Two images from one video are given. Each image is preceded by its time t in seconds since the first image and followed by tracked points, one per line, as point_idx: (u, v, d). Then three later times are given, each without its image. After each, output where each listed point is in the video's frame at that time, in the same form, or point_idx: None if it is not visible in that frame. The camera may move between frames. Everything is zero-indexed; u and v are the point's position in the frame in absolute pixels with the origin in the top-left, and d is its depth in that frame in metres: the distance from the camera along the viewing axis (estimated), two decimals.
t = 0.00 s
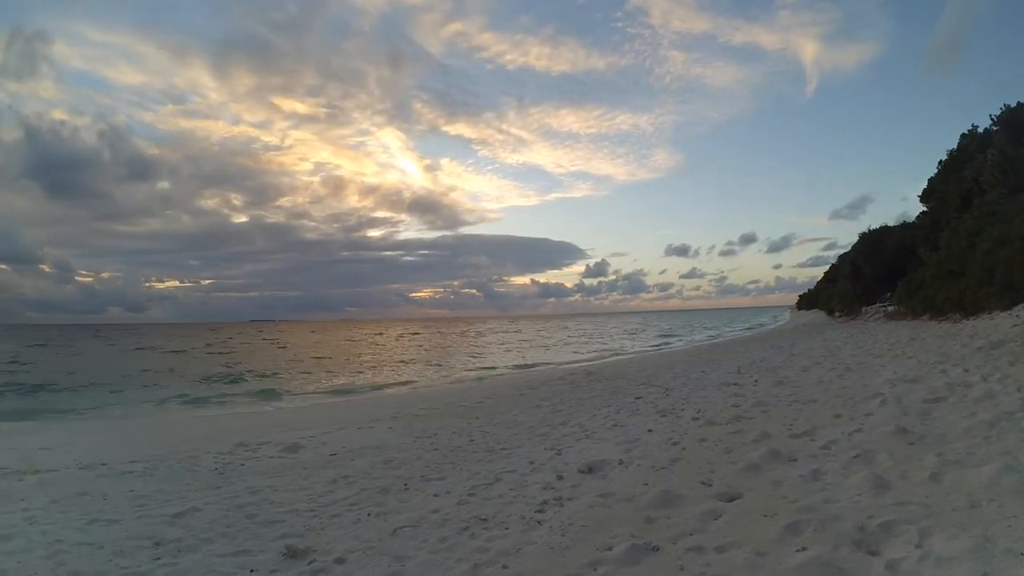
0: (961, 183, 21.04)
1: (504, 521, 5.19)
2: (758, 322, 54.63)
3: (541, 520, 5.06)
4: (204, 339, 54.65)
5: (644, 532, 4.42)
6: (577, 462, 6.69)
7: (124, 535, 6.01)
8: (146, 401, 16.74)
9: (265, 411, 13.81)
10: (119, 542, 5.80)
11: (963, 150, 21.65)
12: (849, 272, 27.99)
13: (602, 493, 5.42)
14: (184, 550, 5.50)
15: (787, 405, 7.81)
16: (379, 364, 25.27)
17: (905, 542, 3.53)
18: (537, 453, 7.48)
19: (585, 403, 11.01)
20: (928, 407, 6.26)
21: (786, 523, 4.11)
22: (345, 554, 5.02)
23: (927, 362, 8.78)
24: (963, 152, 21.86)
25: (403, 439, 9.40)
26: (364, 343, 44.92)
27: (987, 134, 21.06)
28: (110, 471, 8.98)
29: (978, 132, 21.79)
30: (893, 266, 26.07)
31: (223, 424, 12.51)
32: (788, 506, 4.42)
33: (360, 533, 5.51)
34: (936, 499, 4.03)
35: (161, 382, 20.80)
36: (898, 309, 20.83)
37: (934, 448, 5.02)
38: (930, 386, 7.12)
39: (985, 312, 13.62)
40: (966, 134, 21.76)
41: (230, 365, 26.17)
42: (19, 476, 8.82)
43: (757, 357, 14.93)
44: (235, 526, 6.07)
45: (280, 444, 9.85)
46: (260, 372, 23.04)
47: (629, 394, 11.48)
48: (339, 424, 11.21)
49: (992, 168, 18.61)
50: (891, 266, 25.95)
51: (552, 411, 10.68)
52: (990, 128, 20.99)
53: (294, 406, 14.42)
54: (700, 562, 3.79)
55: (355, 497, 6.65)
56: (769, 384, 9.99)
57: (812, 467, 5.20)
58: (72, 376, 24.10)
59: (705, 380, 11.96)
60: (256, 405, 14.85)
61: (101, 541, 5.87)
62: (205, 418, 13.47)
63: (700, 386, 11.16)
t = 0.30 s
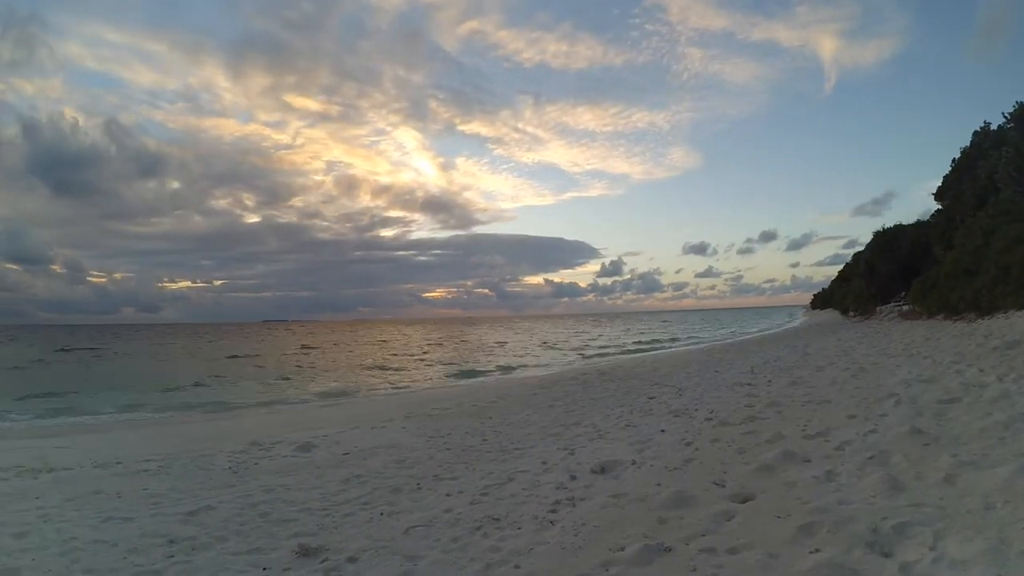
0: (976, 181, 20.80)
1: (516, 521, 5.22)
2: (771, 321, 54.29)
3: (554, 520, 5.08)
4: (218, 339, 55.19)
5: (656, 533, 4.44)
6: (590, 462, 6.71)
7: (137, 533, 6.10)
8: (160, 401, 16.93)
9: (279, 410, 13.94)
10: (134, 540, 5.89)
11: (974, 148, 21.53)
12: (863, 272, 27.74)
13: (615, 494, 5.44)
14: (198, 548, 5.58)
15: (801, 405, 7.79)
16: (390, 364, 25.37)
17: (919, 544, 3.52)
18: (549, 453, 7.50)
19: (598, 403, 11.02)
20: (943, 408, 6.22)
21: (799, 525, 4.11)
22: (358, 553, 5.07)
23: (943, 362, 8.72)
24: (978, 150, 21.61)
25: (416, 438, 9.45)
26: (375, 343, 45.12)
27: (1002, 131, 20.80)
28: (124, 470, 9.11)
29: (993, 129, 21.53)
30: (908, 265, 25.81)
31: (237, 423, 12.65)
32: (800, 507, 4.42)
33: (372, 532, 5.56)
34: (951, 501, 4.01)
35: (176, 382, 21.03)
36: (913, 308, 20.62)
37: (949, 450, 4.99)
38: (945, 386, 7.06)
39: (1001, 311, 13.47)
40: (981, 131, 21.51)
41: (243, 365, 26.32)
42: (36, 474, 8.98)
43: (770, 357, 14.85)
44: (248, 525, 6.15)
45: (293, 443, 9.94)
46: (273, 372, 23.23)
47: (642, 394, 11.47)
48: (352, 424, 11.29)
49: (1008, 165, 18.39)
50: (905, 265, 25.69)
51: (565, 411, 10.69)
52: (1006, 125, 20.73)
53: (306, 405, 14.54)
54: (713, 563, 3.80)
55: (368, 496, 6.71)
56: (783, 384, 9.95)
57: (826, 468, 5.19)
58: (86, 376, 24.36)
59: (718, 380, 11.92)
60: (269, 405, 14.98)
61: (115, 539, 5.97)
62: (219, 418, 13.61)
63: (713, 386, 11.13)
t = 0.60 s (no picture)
0: (989, 178, 20.60)
1: (527, 521, 5.25)
2: (780, 321, 53.92)
3: (564, 520, 5.11)
4: (229, 339, 55.67)
5: (667, 533, 4.46)
6: (600, 462, 6.73)
7: (150, 531, 6.19)
8: (173, 401, 17.11)
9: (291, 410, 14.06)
10: (147, 538, 5.98)
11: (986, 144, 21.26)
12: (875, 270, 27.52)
13: (626, 494, 5.45)
14: (209, 546, 5.66)
15: (812, 405, 7.77)
16: (400, 364, 25.45)
17: (930, 546, 3.51)
18: (560, 453, 7.53)
19: (608, 403, 11.03)
20: (955, 408, 6.18)
21: (810, 526, 4.11)
22: (368, 552, 5.11)
23: (956, 362, 8.66)
24: (990, 147, 21.38)
25: (427, 438, 9.51)
26: (385, 343, 45.26)
27: (1015, 128, 20.58)
28: (137, 469, 9.23)
29: (1006, 126, 21.30)
30: (920, 264, 25.59)
31: (249, 422, 12.77)
32: (812, 508, 4.41)
33: (383, 531, 5.61)
34: (963, 502, 4.00)
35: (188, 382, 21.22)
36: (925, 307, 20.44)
37: (961, 450, 4.97)
38: (958, 386, 7.01)
39: (1014, 310, 13.34)
40: (993, 128, 21.30)
41: (254, 365, 26.52)
42: (49, 473, 9.11)
43: (780, 357, 14.79)
44: (259, 523, 6.22)
45: (304, 443, 10.03)
46: (284, 371, 23.36)
47: (652, 394, 11.47)
48: (363, 423, 11.36)
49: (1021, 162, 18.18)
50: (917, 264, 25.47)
51: (575, 411, 10.71)
52: (1019, 122, 20.51)
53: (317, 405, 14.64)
54: (723, 563, 3.81)
55: (378, 495, 6.77)
56: (795, 384, 9.90)
57: (837, 468, 5.18)
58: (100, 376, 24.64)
59: (729, 381, 11.89)
60: (281, 405, 15.08)
61: (128, 537, 6.06)
62: (231, 417, 13.75)
63: (724, 386, 11.11)
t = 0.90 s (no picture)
0: (1001, 176, 20.42)
1: (538, 521, 5.28)
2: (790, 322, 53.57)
3: (575, 520, 5.14)
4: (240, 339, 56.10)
5: (677, 534, 4.47)
6: (611, 462, 6.75)
7: (161, 530, 6.28)
8: (184, 400, 17.28)
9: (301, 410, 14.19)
10: (158, 537, 6.07)
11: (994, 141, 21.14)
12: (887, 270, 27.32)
13: (637, 495, 5.47)
14: (220, 546, 5.73)
15: (825, 406, 7.76)
16: (410, 364, 25.61)
17: (942, 548, 3.51)
18: (571, 453, 7.55)
19: (619, 403, 11.03)
20: (968, 409, 6.15)
21: (821, 528, 4.11)
22: (379, 552, 5.17)
23: (969, 362, 8.62)
24: (1003, 145, 21.19)
25: (438, 438, 9.56)
26: (394, 343, 45.44)
27: None
28: (148, 468, 9.34)
29: (1018, 124, 21.10)
30: (933, 263, 25.38)
31: (260, 422, 12.90)
32: (823, 510, 4.41)
33: (393, 530, 5.67)
34: (976, 504, 3.98)
35: (200, 381, 21.43)
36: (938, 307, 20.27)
37: (974, 451, 4.94)
38: (972, 387, 6.96)
39: None
40: (1006, 126, 21.11)
41: (266, 365, 26.74)
42: (62, 472, 9.24)
43: (792, 358, 14.73)
44: (270, 523, 6.29)
45: (315, 442, 10.12)
46: (294, 371, 23.53)
47: (663, 394, 11.46)
48: (374, 423, 11.44)
49: None
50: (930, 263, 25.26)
51: (587, 411, 10.74)
52: None
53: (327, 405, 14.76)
54: (735, 565, 3.82)
55: (389, 495, 6.82)
56: (807, 385, 9.86)
57: (850, 469, 5.17)
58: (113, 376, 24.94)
59: (740, 381, 11.86)
60: (292, 404, 15.20)
61: (140, 536, 6.15)
62: (242, 417, 13.87)
63: (735, 387, 11.08)
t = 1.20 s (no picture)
0: (1015, 174, 20.22)
1: (549, 521, 5.31)
2: (801, 322, 53.22)
3: (586, 521, 5.16)
4: (252, 339, 56.60)
5: (689, 534, 4.49)
6: (623, 463, 6.77)
7: (174, 528, 6.37)
8: (197, 400, 17.44)
9: (313, 409, 14.32)
10: (170, 535, 6.16)
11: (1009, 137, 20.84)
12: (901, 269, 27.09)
13: (648, 495, 5.49)
14: (233, 544, 5.81)
15: (837, 406, 7.74)
16: (420, 364, 25.74)
17: (956, 550, 3.50)
18: (582, 453, 7.58)
19: (631, 404, 11.03)
20: (983, 409, 6.11)
21: (834, 529, 4.11)
22: (390, 551, 5.22)
23: (984, 362, 8.56)
24: (1017, 142, 20.97)
25: (450, 438, 9.61)
26: (405, 343, 45.64)
27: None
28: (161, 467, 9.47)
29: None
30: (946, 262, 25.14)
31: (272, 421, 13.05)
32: (836, 511, 4.40)
33: (404, 530, 5.72)
34: (990, 506, 3.96)
35: (213, 381, 21.64)
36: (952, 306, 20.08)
37: (988, 452, 4.91)
38: (987, 387, 6.91)
39: None
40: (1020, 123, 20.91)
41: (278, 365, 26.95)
42: (77, 471, 9.39)
43: (804, 358, 14.66)
44: (282, 521, 6.36)
45: (327, 442, 10.21)
46: (307, 371, 23.67)
47: (675, 394, 11.45)
48: (386, 423, 11.52)
49: None
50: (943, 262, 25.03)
51: (599, 411, 10.77)
52: None
53: (338, 404, 14.89)
54: (747, 566, 3.83)
55: (401, 494, 6.88)
56: (820, 385, 9.82)
57: (863, 471, 5.16)
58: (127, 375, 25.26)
59: (752, 381, 11.83)
60: (304, 404, 15.31)
61: (152, 533, 6.25)
62: (255, 416, 13.99)
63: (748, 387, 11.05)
